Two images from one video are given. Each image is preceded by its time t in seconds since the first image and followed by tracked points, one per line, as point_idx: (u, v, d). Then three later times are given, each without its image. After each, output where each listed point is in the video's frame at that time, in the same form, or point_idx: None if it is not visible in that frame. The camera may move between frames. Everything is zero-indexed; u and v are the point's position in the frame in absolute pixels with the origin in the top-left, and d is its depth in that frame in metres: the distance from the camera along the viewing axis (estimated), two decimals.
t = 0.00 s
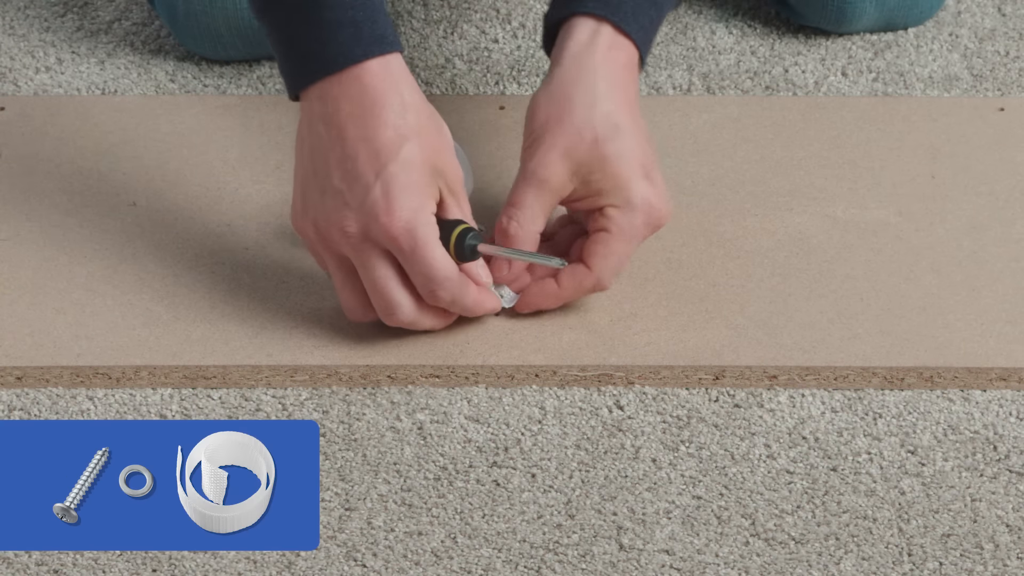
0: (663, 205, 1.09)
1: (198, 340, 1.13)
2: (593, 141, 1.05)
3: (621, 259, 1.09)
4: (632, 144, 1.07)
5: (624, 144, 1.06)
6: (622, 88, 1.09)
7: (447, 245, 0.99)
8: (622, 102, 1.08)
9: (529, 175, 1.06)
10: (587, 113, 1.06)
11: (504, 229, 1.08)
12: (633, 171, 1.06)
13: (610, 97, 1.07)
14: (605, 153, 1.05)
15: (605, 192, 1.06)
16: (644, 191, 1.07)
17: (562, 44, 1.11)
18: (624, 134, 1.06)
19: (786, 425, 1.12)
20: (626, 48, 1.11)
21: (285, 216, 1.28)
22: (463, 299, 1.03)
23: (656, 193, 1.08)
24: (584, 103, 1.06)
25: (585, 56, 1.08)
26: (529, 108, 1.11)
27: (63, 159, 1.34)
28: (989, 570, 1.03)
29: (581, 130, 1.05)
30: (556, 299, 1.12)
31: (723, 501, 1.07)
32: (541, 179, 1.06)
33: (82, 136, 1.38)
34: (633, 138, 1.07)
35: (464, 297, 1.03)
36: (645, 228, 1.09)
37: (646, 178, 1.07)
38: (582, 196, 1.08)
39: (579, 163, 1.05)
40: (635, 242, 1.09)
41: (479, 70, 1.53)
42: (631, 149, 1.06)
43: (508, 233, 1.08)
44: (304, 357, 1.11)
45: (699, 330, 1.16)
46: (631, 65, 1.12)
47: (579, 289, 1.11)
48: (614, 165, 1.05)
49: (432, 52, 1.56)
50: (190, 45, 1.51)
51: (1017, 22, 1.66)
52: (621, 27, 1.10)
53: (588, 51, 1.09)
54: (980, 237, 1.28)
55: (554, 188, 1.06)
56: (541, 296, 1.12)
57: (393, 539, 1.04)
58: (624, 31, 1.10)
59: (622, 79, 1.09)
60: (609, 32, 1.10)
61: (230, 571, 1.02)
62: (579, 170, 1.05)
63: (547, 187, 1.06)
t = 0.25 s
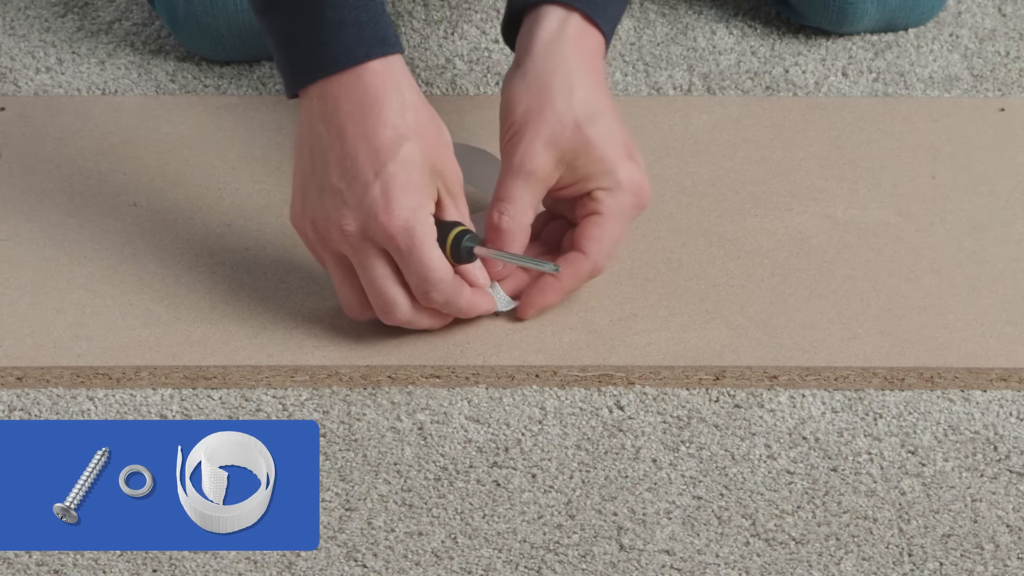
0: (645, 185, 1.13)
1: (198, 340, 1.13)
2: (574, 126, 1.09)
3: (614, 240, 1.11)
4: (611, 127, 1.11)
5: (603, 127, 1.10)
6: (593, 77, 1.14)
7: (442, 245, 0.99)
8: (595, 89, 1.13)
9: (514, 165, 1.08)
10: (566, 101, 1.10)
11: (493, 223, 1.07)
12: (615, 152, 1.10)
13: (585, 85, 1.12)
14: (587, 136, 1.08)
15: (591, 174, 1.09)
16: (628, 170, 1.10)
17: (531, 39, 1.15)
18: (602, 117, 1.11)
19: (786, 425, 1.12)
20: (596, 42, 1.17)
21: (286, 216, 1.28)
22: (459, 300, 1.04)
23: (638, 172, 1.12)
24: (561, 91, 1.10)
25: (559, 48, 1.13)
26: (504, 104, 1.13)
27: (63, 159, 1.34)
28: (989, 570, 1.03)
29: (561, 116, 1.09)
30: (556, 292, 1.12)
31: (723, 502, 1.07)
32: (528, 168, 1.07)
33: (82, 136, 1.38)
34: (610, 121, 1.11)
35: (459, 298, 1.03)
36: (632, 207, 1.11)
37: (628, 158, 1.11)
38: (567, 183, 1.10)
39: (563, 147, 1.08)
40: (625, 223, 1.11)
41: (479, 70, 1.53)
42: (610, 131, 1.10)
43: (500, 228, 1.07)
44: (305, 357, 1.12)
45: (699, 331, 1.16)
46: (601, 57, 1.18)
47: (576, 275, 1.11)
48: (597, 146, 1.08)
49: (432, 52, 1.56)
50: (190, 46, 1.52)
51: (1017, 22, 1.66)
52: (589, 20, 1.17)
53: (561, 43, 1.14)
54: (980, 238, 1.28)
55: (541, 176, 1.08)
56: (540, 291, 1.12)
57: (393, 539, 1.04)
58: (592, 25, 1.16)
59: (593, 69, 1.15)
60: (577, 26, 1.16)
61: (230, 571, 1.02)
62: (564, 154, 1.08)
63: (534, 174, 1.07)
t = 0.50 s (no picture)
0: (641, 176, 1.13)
1: (198, 341, 1.13)
2: (565, 122, 1.09)
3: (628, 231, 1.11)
4: (601, 121, 1.11)
5: (594, 121, 1.11)
6: (580, 73, 1.15)
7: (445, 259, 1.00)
8: (583, 87, 1.13)
9: (508, 164, 1.08)
10: (555, 99, 1.10)
11: (490, 223, 1.07)
12: (609, 145, 1.10)
13: (572, 81, 1.13)
14: (580, 131, 1.09)
15: (586, 169, 1.10)
16: (624, 163, 1.11)
17: (516, 38, 1.15)
18: (592, 111, 1.11)
19: (786, 425, 1.12)
20: (580, 40, 1.17)
21: (285, 216, 1.28)
22: (462, 308, 1.05)
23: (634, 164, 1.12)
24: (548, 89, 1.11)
25: (544, 47, 1.14)
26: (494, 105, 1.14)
27: (63, 159, 1.34)
28: (989, 570, 1.03)
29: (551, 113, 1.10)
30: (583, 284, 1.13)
31: (723, 502, 1.07)
32: (523, 167, 1.07)
33: (82, 136, 1.38)
34: (599, 115, 1.12)
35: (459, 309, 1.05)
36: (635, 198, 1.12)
37: (622, 150, 1.12)
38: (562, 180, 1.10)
39: (555, 144, 1.08)
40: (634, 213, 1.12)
41: (479, 70, 1.53)
42: (602, 125, 1.11)
43: (498, 227, 1.07)
44: (304, 357, 1.12)
45: (698, 331, 1.16)
46: (585, 54, 1.18)
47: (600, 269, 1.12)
48: (590, 140, 1.09)
49: (431, 52, 1.56)
50: (190, 46, 1.52)
51: (1017, 22, 1.66)
52: (570, 18, 1.17)
53: (545, 41, 1.14)
54: (980, 238, 1.28)
55: (537, 174, 1.08)
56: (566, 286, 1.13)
57: (393, 539, 1.04)
58: (574, 22, 1.16)
59: (579, 65, 1.15)
60: (560, 24, 1.16)
61: (230, 571, 1.02)
62: (558, 151, 1.09)
63: (530, 173, 1.07)
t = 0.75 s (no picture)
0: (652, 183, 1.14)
1: (198, 341, 1.13)
2: (576, 128, 1.10)
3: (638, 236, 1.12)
4: (613, 127, 1.12)
5: (606, 127, 1.11)
6: (592, 81, 1.16)
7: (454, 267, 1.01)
8: (596, 94, 1.14)
9: (520, 168, 1.09)
10: (568, 105, 1.11)
11: (501, 226, 1.08)
12: (620, 151, 1.11)
13: (584, 86, 1.14)
14: (590, 137, 1.10)
15: (597, 175, 1.10)
16: (634, 169, 1.11)
17: (530, 42, 1.17)
18: (603, 118, 1.12)
19: (786, 425, 1.12)
20: (592, 45, 1.18)
21: (285, 216, 1.28)
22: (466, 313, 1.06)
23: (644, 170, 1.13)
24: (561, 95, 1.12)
25: (557, 52, 1.15)
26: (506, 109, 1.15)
27: (63, 160, 1.34)
28: (989, 571, 1.03)
29: (563, 118, 1.11)
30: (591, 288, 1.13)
31: (723, 502, 1.07)
32: (534, 172, 1.08)
33: (82, 136, 1.38)
34: (611, 121, 1.13)
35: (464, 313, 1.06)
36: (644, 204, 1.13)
37: (633, 156, 1.12)
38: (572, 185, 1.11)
39: (567, 150, 1.09)
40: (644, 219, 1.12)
41: (479, 70, 1.53)
42: (613, 131, 1.12)
43: (508, 230, 1.08)
44: (305, 357, 1.12)
45: (698, 331, 1.16)
46: (597, 60, 1.19)
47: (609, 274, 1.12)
48: (601, 146, 1.10)
49: (431, 52, 1.56)
50: (190, 46, 1.52)
51: (1017, 23, 1.66)
52: (584, 23, 1.18)
53: (558, 47, 1.15)
54: (980, 238, 1.28)
55: (547, 178, 1.09)
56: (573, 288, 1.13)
57: (393, 539, 1.04)
58: (587, 27, 1.17)
59: (591, 72, 1.16)
60: (573, 29, 1.17)
61: (230, 571, 1.02)
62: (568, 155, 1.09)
63: (540, 177, 1.08)
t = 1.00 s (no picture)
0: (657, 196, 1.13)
1: (198, 341, 1.13)
2: (581, 134, 1.09)
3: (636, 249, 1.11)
4: (620, 136, 1.11)
5: (612, 136, 1.10)
6: (605, 87, 1.14)
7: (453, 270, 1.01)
8: (606, 101, 1.13)
9: (520, 170, 1.09)
10: (574, 111, 1.11)
11: (497, 227, 1.09)
12: (624, 160, 1.10)
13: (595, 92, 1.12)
14: (594, 144, 1.09)
15: (599, 184, 1.10)
16: (637, 180, 1.10)
17: (543, 47, 1.17)
18: (611, 126, 1.11)
19: (786, 425, 1.12)
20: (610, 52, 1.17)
21: (285, 216, 1.28)
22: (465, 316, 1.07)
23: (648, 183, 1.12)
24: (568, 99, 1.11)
25: (568, 57, 1.14)
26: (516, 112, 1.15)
27: (63, 160, 1.34)
28: (989, 571, 1.03)
29: (568, 123, 1.10)
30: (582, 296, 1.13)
31: (723, 502, 1.07)
32: (534, 175, 1.08)
33: (82, 136, 1.38)
34: (620, 130, 1.12)
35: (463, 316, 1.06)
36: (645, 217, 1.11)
37: (638, 168, 1.11)
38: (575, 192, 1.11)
39: (569, 156, 1.09)
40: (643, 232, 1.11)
41: (479, 70, 1.53)
42: (619, 140, 1.11)
43: (503, 232, 1.09)
44: (305, 357, 1.12)
45: (698, 331, 1.16)
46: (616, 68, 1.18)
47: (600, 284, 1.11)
48: (605, 153, 1.09)
49: (431, 52, 1.56)
50: (190, 46, 1.52)
51: (1017, 23, 1.66)
52: (603, 29, 1.16)
53: (571, 52, 1.14)
54: (980, 238, 1.28)
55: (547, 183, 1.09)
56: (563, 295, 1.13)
57: (393, 539, 1.04)
58: (605, 33, 1.16)
59: (604, 77, 1.15)
60: (592, 35, 1.16)
61: (230, 571, 1.02)
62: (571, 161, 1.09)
63: (540, 181, 1.08)
